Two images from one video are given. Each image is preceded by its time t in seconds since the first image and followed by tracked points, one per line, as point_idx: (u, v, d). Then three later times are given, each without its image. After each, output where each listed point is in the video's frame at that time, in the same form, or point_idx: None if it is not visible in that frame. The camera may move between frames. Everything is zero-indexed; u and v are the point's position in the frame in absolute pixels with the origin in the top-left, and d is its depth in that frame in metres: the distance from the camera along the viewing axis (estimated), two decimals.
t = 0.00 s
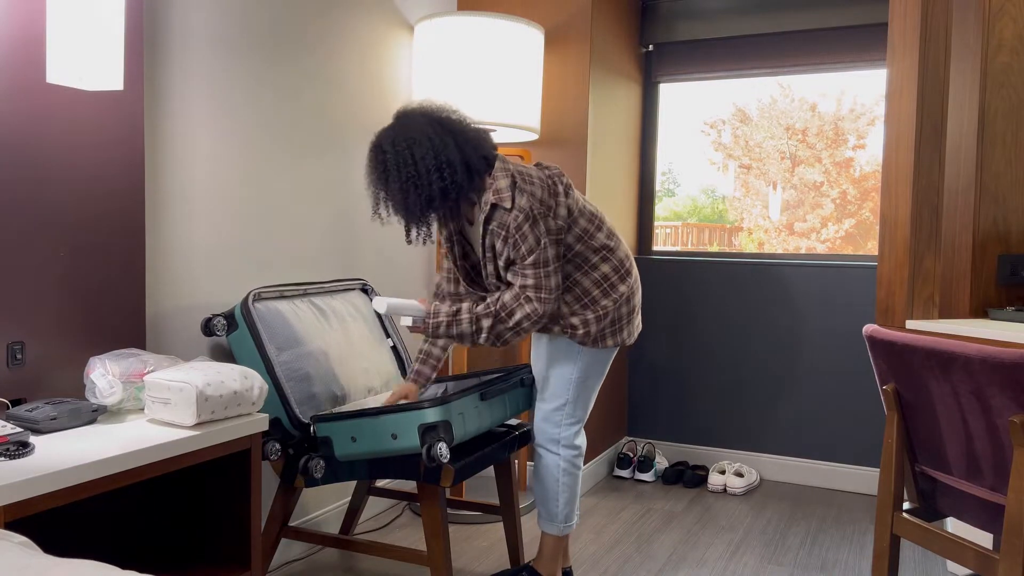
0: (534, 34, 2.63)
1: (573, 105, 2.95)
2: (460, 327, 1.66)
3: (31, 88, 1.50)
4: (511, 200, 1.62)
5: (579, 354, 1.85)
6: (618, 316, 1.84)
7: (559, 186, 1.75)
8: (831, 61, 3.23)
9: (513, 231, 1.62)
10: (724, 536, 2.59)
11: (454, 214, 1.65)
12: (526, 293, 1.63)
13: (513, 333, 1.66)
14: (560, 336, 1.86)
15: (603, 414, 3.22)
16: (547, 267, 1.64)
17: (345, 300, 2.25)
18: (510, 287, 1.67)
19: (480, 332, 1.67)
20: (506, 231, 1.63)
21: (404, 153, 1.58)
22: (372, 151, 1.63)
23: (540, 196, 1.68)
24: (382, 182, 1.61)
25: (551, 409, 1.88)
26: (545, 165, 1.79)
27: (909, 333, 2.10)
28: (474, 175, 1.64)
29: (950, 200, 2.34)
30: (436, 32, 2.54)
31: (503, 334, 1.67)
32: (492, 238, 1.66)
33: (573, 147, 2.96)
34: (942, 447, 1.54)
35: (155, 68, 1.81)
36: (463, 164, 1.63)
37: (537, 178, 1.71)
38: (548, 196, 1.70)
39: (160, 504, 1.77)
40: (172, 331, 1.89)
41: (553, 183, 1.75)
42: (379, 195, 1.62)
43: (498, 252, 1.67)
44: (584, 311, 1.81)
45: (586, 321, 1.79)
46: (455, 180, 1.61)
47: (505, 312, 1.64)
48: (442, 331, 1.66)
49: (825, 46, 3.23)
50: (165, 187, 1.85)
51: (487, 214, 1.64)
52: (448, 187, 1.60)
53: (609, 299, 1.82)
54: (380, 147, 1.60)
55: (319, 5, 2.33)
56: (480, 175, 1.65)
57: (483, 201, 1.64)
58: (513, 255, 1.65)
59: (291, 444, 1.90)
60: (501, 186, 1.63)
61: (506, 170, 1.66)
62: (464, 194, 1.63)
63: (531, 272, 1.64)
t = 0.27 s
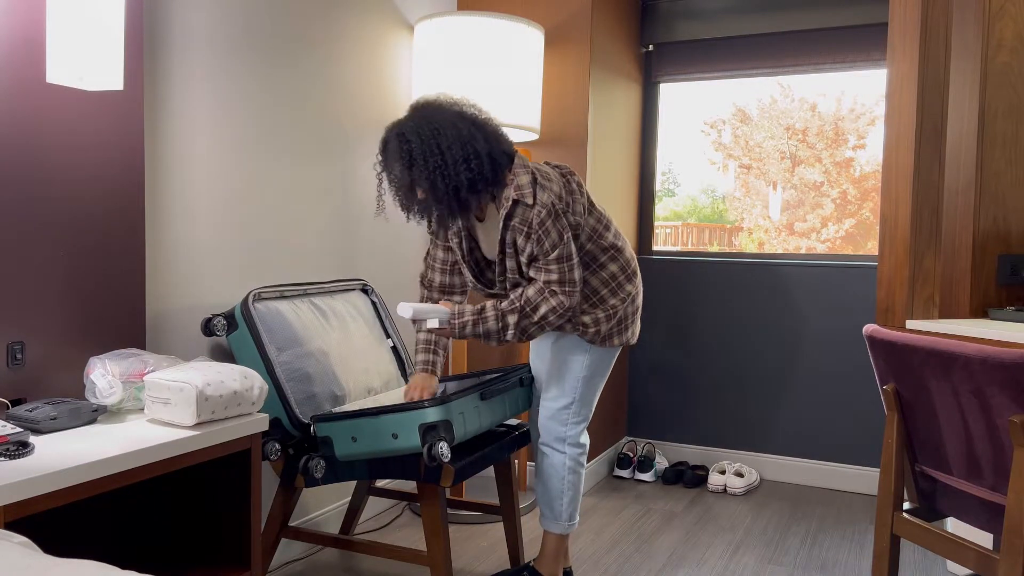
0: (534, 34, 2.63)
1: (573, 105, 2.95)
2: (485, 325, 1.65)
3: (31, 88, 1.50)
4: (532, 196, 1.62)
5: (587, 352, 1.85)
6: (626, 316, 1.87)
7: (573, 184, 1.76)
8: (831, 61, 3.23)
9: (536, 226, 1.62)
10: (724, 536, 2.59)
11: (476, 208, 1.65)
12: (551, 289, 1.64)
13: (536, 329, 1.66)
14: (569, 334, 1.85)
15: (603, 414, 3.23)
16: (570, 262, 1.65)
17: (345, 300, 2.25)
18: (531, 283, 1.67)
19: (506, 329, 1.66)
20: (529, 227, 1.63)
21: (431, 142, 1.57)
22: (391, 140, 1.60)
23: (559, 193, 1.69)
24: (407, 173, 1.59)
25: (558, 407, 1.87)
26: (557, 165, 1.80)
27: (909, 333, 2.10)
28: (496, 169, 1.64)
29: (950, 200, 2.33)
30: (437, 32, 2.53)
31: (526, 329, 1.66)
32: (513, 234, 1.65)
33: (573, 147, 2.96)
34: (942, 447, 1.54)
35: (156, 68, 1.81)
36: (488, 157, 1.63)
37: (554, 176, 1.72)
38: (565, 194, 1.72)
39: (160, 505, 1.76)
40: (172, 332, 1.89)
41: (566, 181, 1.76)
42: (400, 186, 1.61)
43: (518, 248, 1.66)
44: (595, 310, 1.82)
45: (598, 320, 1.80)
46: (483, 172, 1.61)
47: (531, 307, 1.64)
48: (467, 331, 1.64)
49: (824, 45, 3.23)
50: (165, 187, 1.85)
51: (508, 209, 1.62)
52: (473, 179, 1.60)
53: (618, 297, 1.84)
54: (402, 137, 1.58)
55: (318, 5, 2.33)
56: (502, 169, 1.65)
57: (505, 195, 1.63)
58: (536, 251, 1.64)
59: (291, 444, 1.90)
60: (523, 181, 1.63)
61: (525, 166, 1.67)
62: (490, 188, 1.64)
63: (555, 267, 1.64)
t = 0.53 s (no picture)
0: (534, 34, 2.63)
1: (573, 105, 2.95)
2: (505, 314, 1.69)
3: (31, 88, 1.50)
4: (561, 187, 1.69)
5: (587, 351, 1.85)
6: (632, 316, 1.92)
7: (592, 183, 1.84)
8: (831, 61, 3.23)
9: (561, 218, 1.69)
10: (724, 536, 2.59)
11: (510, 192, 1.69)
12: (570, 281, 1.70)
13: (552, 320, 1.72)
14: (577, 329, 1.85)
15: (603, 414, 3.23)
16: (589, 257, 1.72)
17: (345, 300, 2.25)
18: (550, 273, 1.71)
19: (524, 319, 1.70)
20: (554, 218, 1.69)
21: (481, 119, 1.61)
22: (438, 111, 1.62)
23: (581, 189, 1.75)
24: (454, 144, 1.61)
25: (558, 405, 1.87)
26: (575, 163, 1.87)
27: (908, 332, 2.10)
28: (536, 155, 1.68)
29: (950, 200, 2.33)
30: (437, 32, 2.53)
31: (543, 319, 1.72)
32: (537, 223, 1.70)
33: (573, 147, 2.96)
34: (942, 447, 1.54)
35: (156, 69, 1.81)
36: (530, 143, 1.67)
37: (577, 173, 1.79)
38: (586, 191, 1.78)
39: (160, 505, 1.76)
40: (172, 332, 1.89)
41: (586, 180, 1.83)
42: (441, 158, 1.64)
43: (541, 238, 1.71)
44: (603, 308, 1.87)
45: (607, 317, 1.85)
46: (524, 156, 1.66)
47: (549, 297, 1.69)
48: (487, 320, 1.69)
49: (824, 45, 3.23)
50: (165, 187, 1.85)
51: (536, 197, 1.67)
52: (515, 162, 1.64)
53: (623, 299, 1.89)
54: (451, 108, 1.61)
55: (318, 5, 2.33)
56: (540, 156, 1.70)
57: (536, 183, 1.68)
58: (558, 241, 1.70)
59: (291, 444, 1.90)
60: (552, 173, 1.69)
61: (554, 159, 1.73)
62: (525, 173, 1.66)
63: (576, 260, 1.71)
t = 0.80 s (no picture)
0: (535, 34, 2.63)
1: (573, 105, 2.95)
2: (548, 303, 1.62)
3: (31, 88, 1.50)
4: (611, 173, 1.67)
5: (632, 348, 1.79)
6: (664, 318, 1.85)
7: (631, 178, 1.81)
8: (831, 61, 3.23)
9: (610, 206, 1.65)
10: (724, 536, 2.59)
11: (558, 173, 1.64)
12: (614, 270, 1.65)
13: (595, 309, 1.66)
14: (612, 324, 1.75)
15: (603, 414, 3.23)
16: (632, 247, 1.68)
17: (345, 301, 2.25)
18: (593, 262, 1.66)
19: (567, 308, 1.63)
20: (601, 206, 1.65)
21: (543, 93, 1.56)
22: (500, 76, 1.54)
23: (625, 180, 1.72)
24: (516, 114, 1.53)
25: (611, 409, 1.77)
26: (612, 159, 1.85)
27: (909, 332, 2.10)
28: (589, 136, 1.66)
29: (950, 200, 2.33)
30: (437, 32, 2.53)
31: (585, 308, 1.65)
32: (580, 210, 1.66)
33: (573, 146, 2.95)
34: (942, 446, 1.54)
35: (155, 69, 1.81)
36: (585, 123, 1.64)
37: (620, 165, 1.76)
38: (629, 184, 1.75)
39: (159, 505, 1.76)
40: (172, 332, 1.89)
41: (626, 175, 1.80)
42: (491, 131, 1.55)
43: (586, 226, 1.67)
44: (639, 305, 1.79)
45: (644, 314, 1.77)
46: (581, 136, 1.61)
47: (593, 286, 1.63)
48: (530, 308, 1.61)
49: (824, 45, 3.23)
50: (165, 188, 1.85)
51: (587, 182, 1.64)
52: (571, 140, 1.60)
53: (653, 296, 1.81)
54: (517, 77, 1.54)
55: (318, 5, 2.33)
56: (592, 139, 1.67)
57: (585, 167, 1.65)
58: (604, 231, 1.66)
59: (292, 444, 1.90)
60: (601, 160, 1.67)
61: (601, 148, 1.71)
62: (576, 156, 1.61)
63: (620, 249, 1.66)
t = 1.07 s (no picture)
0: (535, 34, 2.63)
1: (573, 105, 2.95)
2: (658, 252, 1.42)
3: (31, 88, 1.50)
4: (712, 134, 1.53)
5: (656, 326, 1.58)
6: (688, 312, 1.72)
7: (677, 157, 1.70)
8: (831, 61, 3.23)
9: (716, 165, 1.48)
10: (725, 536, 2.59)
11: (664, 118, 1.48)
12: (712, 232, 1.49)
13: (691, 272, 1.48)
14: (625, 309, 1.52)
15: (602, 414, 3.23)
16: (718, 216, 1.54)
17: (345, 301, 2.25)
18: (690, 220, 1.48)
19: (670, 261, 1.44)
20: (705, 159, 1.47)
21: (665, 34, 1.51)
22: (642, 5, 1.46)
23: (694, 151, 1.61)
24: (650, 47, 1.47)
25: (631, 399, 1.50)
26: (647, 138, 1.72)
27: (908, 332, 2.10)
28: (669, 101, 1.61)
29: (950, 200, 2.34)
30: (437, 32, 2.53)
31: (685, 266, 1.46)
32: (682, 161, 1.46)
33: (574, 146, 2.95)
34: (942, 446, 1.54)
35: (155, 69, 1.81)
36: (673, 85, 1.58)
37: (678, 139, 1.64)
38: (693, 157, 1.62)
39: (159, 505, 1.76)
40: (172, 332, 1.89)
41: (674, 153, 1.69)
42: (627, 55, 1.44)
43: (687, 183, 1.47)
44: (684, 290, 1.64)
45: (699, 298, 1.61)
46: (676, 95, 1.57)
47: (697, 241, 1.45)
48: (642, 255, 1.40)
49: (824, 45, 3.23)
50: (165, 188, 1.85)
51: (695, 133, 1.45)
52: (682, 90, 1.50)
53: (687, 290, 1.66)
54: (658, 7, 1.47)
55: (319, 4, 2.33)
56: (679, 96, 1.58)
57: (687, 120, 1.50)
58: (708, 189, 1.48)
59: (292, 444, 1.90)
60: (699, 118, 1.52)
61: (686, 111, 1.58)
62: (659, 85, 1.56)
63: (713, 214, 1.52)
